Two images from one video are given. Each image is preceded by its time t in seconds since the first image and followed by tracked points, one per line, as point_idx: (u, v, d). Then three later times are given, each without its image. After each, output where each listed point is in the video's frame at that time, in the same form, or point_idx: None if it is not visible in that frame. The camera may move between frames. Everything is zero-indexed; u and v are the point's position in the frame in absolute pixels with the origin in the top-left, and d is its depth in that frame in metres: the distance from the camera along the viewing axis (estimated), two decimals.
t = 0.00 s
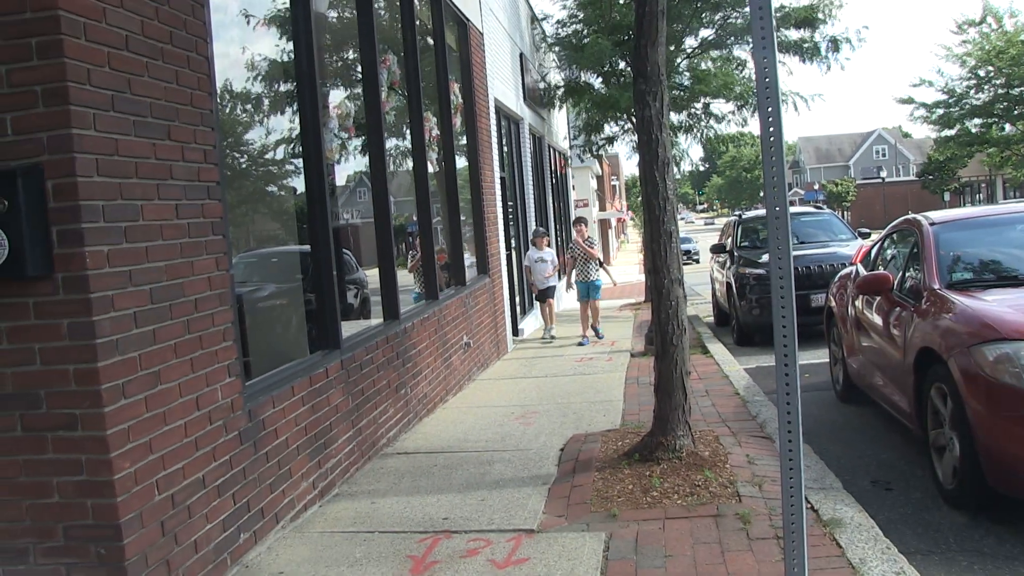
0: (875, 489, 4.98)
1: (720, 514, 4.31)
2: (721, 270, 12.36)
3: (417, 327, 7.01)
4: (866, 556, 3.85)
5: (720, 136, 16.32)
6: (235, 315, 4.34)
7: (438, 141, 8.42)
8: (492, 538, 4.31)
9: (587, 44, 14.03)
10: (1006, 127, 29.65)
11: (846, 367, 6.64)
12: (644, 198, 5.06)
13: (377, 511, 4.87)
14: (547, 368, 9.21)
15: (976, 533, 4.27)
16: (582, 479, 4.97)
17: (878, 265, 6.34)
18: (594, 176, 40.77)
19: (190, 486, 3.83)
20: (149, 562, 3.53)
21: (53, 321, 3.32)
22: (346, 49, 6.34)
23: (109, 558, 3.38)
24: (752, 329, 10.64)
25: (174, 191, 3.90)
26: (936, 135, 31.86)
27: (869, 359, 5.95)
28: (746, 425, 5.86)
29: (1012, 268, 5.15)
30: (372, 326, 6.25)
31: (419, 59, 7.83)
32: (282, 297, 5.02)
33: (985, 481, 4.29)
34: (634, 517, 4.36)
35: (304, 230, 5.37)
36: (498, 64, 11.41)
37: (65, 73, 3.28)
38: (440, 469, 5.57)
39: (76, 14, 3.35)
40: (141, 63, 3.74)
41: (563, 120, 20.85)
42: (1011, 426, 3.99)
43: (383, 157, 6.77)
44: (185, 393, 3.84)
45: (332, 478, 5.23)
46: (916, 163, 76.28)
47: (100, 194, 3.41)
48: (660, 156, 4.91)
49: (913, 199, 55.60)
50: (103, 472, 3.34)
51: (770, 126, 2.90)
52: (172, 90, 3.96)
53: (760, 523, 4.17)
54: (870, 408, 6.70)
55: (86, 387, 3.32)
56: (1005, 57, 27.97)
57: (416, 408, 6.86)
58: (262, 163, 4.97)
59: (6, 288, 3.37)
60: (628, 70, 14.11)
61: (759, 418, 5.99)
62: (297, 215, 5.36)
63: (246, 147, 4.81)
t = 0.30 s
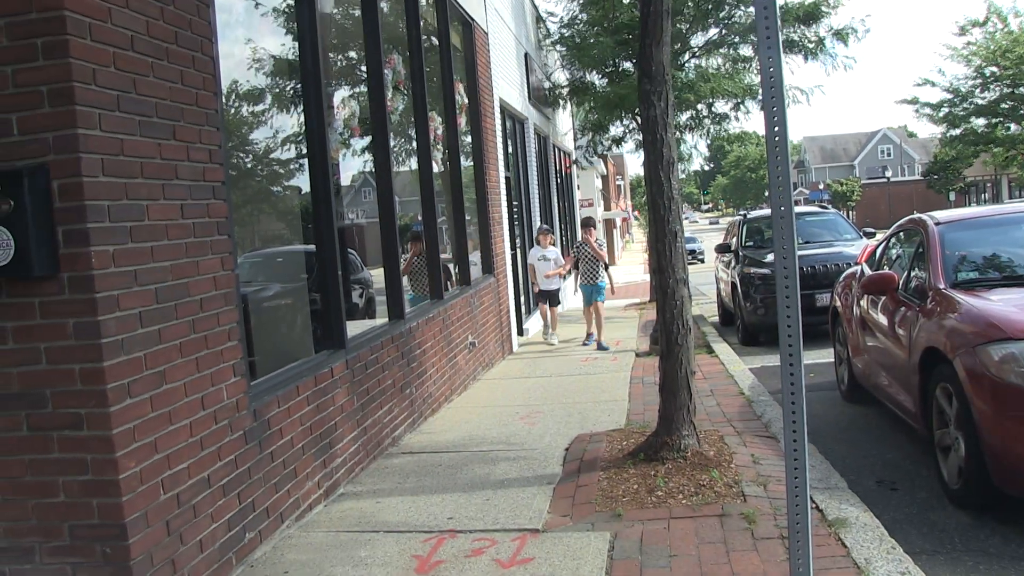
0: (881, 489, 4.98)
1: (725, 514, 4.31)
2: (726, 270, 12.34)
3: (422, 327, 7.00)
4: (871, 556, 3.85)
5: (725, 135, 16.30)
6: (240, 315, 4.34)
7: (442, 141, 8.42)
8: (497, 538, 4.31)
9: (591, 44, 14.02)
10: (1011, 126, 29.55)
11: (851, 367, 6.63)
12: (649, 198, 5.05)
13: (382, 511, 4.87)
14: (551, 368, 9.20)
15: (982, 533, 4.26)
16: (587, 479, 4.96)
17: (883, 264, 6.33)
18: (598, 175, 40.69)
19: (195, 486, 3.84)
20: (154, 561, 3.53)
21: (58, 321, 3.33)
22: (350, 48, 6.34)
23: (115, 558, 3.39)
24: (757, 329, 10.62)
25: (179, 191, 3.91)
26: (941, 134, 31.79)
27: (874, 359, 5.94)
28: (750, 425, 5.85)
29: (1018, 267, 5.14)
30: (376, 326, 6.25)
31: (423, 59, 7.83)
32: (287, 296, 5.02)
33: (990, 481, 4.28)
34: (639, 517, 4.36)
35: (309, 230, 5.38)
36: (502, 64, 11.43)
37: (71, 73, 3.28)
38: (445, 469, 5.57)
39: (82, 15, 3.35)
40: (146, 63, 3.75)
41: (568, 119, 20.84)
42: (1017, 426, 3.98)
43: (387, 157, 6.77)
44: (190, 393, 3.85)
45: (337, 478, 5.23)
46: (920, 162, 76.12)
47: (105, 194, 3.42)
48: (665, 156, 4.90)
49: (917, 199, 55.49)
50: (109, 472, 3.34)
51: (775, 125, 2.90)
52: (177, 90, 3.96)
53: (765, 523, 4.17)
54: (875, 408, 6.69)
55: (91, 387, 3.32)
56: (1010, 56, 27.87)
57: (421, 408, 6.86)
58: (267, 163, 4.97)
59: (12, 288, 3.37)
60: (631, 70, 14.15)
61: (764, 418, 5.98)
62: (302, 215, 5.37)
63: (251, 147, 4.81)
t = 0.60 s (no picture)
0: (885, 489, 4.97)
1: (729, 514, 4.31)
2: (729, 270, 12.33)
3: (426, 327, 7.01)
4: (876, 556, 3.84)
5: (729, 135, 16.29)
6: (243, 315, 4.34)
7: (446, 140, 8.42)
8: (501, 538, 4.31)
9: (595, 44, 14.01)
10: (1016, 126, 29.48)
11: (855, 367, 6.62)
12: (653, 198, 5.04)
13: (386, 511, 4.87)
14: (554, 368, 9.20)
15: (986, 533, 4.26)
16: (591, 479, 4.96)
17: (888, 264, 6.32)
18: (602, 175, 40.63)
19: (199, 486, 3.84)
20: (158, 561, 3.53)
21: (63, 321, 3.34)
22: (354, 49, 6.35)
23: (119, 558, 3.39)
24: (761, 329, 10.61)
25: (183, 191, 3.91)
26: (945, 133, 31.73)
27: (878, 359, 5.93)
28: (754, 425, 5.85)
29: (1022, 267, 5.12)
30: (380, 326, 6.25)
31: (427, 59, 7.82)
32: (290, 297, 5.03)
33: (995, 481, 4.27)
34: (643, 517, 4.35)
35: (312, 230, 5.38)
36: (506, 64, 11.43)
37: (75, 74, 3.29)
38: (449, 469, 5.57)
39: (86, 15, 3.36)
40: (150, 63, 3.75)
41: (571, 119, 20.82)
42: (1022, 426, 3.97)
43: (391, 157, 6.77)
44: (194, 393, 3.85)
45: (341, 478, 5.23)
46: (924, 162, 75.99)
47: (110, 195, 3.42)
48: (668, 156, 4.90)
49: (922, 199, 55.39)
50: (113, 471, 3.35)
51: (778, 125, 2.90)
52: (181, 90, 3.97)
53: (769, 523, 4.17)
54: (880, 408, 6.68)
55: (96, 386, 3.33)
56: (1015, 56, 27.81)
57: (424, 407, 6.87)
58: (271, 163, 4.98)
59: (17, 288, 3.38)
60: (633, 69, 14.19)
61: (768, 418, 5.97)
62: (306, 215, 5.37)
63: (255, 147, 4.82)
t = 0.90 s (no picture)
0: (891, 490, 4.96)
1: (735, 514, 4.30)
2: (736, 270, 12.30)
3: (431, 328, 7.01)
4: (882, 557, 3.83)
5: (735, 135, 16.25)
6: (249, 315, 4.35)
7: (452, 140, 8.43)
8: (507, 538, 4.31)
9: (601, 44, 14.00)
10: None
11: (861, 367, 6.60)
12: (659, 198, 5.03)
13: (392, 510, 4.88)
14: (560, 368, 9.19)
15: (993, 534, 4.24)
16: (596, 479, 4.96)
17: (894, 264, 6.30)
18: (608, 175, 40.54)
19: (205, 485, 3.85)
20: (164, 560, 3.55)
21: (70, 321, 3.35)
22: (359, 49, 6.36)
23: (126, 557, 3.40)
24: (767, 329, 10.59)
25: (189, 191, 3.92)
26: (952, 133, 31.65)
27: (885, 359, 5.91)
28: (760, 425, 5.83)
29: None
30: (385, 326, 6.26)
31: (432, 59, 7.82)
32: (296, 297, 5.04)
33: (1002, 481, 4.26)
34: (649, 517, 4.35)
35: (318, 230, 5.39)
36: (512, 64, 11.43)
37: (82, 75, 3.30)
38: (454, 469, 5.57)
39: (93, 16, 3.37)
40: (156, 64, 3.76)
41: (578, 120, 20.83)
42: None
43: (397, 157, 6.78)
44: (200, 393, 3.86)
45: (347, 478, 5.24)
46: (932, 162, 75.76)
47: (116, 195, 3.43)
48: (674, 156, 4.89)
49: (929, 199, 55.22)
50: (120, 471, 3.36)
51: (784, 125, 2.89)
52: (187, 91, 3.98)
53: (775, 524, 4.16)
54: (886, 408, 6.66)
55: (102, 386, 3.34)
56: None
57: (430, 407, 6.87)
58: (277, 164, 5.00)
59: (24, 288, 3.40)
60: (639, 69, 14.15)
61: (774, 418, 5.96)
62: (311, 215, 5.38)
63: (261, 147, 4.83)
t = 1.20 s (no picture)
0: (896, 490, 4.95)
1: (740, 514, 4.30)
2: (740, 270, 12.29)
3: (436, 328, 7.01)
4: (887, 557, 3.82)
5: (740, 135, 16.25)
6: (255, 315, 4.35)
7: (456, 141, 8.43)
8: (512, 538, 4.31)
9: (606, 44, 14.00)
10: None
11: (866, 368, 6.59)
12: (664, 198, 5.03)
13: (397, 510, 4.87)
14: (565, 368, 9.19)
15: (998, 534, 4.23)
16: (601, 479, 4.96)
17: (899, 264, 6.30)
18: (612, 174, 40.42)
19: (210, 485, 3.85)
20: (169, 560, 3.54)
21: (75, 320, 3.35)
22: (364, 50, 6.36)
23: (131, 556, 3.40)
24: (772, 330, 10.58)
25: (194, 191, 3.92)
26: (956, 134, 31.65)
27: (890, 359, 5.90)
28: (765, 425, 5.83)
29: None
30: (390, 326, 6.25)
31: (437, 60, 7.83)
32: (301, 297, 5.04)
33: (1007, 481, 4.25)
34: (653, 517, 4.35)
35: (323, 230, 5.39)
36: (516, 64, 11.42)
37: (87, 75, 3.30)
38: (460, 469, 5.57)
39: (98, 17, 3.37)
40: (162, 65, 3.76)
41: (582, 120, 20.82)
42: None
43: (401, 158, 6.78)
44: (205, 393, 3.86)
45: (351, 477, 5.24)
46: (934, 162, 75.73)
47: (122, 195, 3.44)
48: (679, 156, 4.89)
49: (932, 199, 55.20)
50: (125, 471, 3.36)
51: (790, 126, 2.89)
52: (192, 91, 3.98)
53: (779, 524, 4.15)
54: (891, 409, 6.65)
55: (107, 386, 3.34)
56: None
57: (435, 407, 6.87)
58: (282, 165, 5.00)
59: (29, 288, 3.39)
60: (645, 69, 14.12)
61: (778, 418, 5.96)
62: (316, 215, 5.38)
63: (266, 148, 4.84)
